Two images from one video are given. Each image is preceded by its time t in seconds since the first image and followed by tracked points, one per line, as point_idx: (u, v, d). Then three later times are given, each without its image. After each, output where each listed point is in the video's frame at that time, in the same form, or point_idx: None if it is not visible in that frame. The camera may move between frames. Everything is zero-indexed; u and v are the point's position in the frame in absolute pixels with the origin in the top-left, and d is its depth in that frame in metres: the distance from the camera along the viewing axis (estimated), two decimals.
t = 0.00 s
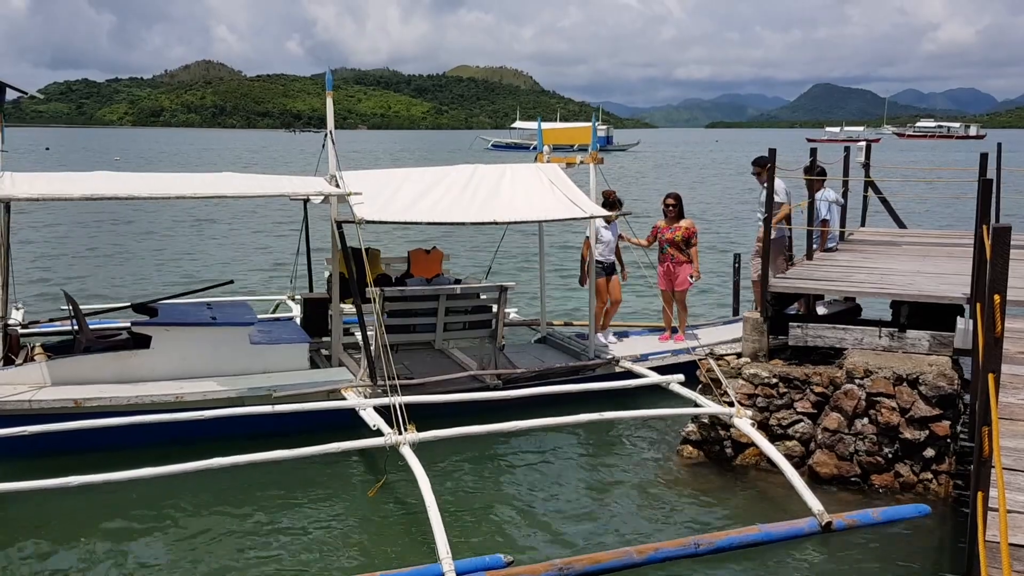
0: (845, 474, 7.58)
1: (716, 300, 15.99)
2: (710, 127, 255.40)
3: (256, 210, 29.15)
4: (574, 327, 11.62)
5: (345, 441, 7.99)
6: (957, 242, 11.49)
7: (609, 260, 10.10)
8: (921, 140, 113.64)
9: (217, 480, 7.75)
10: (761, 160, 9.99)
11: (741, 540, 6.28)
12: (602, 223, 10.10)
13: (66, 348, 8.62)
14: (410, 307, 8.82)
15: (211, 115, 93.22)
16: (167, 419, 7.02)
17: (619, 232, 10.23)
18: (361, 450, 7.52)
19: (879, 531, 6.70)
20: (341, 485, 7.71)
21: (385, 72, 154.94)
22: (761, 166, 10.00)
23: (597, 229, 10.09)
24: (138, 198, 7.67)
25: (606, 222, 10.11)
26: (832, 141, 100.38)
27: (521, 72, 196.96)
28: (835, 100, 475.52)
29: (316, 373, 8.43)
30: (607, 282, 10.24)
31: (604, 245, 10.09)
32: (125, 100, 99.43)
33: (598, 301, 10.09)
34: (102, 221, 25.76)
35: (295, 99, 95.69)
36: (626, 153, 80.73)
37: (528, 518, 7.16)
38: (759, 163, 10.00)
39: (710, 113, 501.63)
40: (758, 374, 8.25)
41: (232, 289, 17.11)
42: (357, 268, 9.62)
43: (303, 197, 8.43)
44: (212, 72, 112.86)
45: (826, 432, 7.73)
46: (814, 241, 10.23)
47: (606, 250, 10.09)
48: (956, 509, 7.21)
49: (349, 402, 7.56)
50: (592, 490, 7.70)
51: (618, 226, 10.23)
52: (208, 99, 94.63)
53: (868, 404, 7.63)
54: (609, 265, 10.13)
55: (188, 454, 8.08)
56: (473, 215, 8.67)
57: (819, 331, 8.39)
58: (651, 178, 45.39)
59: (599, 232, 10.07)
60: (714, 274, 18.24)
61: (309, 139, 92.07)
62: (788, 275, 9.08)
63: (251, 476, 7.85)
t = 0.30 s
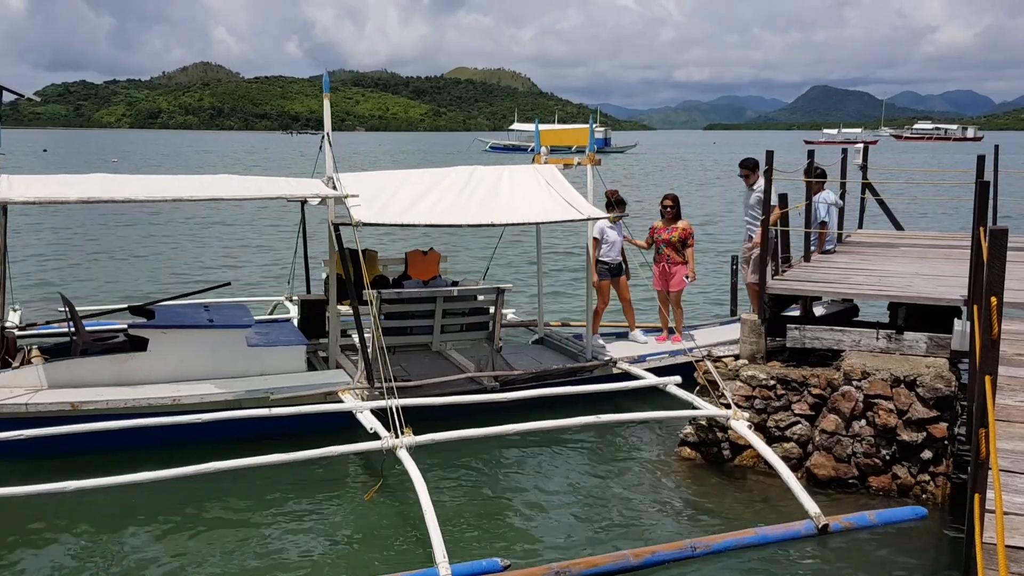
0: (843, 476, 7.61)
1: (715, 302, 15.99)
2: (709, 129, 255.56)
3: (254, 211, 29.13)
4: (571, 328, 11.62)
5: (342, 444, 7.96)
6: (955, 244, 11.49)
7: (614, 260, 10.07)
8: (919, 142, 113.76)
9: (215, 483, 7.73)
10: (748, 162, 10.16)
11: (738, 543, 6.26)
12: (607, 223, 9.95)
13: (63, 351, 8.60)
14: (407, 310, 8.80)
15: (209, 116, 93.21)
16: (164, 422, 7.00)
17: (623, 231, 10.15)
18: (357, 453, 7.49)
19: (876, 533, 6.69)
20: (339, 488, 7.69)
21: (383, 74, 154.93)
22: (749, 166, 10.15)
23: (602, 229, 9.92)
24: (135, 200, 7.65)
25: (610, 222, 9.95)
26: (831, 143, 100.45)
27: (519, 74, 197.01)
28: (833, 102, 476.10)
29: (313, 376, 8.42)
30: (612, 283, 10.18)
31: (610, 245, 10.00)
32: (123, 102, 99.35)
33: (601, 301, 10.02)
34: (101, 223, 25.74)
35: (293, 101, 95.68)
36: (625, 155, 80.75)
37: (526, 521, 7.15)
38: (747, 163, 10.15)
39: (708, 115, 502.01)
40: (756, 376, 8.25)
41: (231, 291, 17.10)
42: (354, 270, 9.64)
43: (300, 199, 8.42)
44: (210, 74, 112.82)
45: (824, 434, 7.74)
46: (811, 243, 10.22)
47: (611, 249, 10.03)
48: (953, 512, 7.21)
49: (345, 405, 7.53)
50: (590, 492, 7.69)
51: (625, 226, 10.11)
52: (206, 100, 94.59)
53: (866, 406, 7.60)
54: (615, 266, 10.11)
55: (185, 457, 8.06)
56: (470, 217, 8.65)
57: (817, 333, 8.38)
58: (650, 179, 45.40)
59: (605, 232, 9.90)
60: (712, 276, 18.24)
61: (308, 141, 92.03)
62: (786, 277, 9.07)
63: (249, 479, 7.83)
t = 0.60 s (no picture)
0: (840, 477, 7.61)
1: (712, 303, 15.99)
2: (706, 130, 255.78)
3: (251, 212, 29.09)
4: (568, 329, 11.63)
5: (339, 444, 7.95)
6: (951, 245, 11.51)
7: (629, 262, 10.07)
8: (916, 143, 113.99)
9: (212, 484, 7.71)
10: (738, 165, 9.84)
11: (735, 544, 6.26)
12: (618, 224, 9.95)
13: (59, 352, 8.58)
14: (404, 311, 8.79)
15: (207, 118, 93.18)
16: (160, 423, 6.98)
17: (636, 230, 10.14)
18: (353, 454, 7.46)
19: (872, 534, 6.69)
20: (336, 489, 7.68)
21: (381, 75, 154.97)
22: (740, 169, 9.84)
23: (614, 231, 9.94)
24: (132, 201, 7.64)
25: (621, 223, 9.98)
26: (828, 144, 100.50)
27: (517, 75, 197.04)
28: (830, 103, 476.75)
29: (310, 376, 8.41)
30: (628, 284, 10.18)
31: (623, 246, 10.00)
32: (120, 102, 99.20)
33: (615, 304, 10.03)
34: (98, 224, 25.70)
35: (290, 102, 95.63)
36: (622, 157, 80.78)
37: (523, 522, 7.14)
38: (738, 167, 9.83)
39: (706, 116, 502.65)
40: (753, 377, 8.24)
41: (228, 292, 17.09)
42: (351, 270, 9.70)
43: (297, 200, 8.42)
44: (207, 75, 112.71)
45: (821, 435, 7.74)
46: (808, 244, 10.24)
47: (626, 251, 10.02)
48: (950, 513, 7.23)
49: (342, 406, 7.51)
50: (588, 493, 7.68)
51: (638, 226, 10.03)
52: (203, 101, 94.54)
53: (863, 407, 7.59)
54: (630, 268, 10.10)
55: (182, 458, 8.04)
56: (467, 219, 8.64)
57: (814, 334, 8.39)
58: (647, 182, 45.39)
59: (617, 233, 9.93)
60: (709, 277, 18.25)
61: (305, 142, 91.98)
62: (783, 278, 9.08)
63: (245, 480, 7.81)
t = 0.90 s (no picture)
0: (839, 480, 7.59)
1: (710, 306, 16.00)
2: (705, 134, 255.93)
3: (250, 215, 29.08)
4: (567, 332, 11.62)
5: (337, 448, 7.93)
6: (950, 249, 11.52)
7: (632, 264, 10.05)
8: (915, 146, 114.15)
9: (211, 486, 7.69)
10: (727, 170, 9.81)
11: (734, 547, 6.22)
12: (625, 225, 9.98)
13: (58, 354, 8.56)
14: (402, 313, 8.78)
15: (206, 120, 93.20)
16: (158, 425, 6.97)
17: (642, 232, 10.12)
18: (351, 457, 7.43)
19: (870, 538, 6.68)
20: (334, 492, 7.66)
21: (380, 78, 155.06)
22: (727, 175, 9.80)
23: (619, 232, 10.00)
24: (130, 203, 7.64)
25: (628, 225, 10.00)
26: (827, 147, 100.59)
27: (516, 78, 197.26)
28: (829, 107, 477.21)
29: (308, 379, 8.41)
30: (631, 286, 10.19)
31: (627, 248, 10.01)
32: (119, 105, 99.16)
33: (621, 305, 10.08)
34: (96, 227, 25.67)
35: (290, 105, 95.65)
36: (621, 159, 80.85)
37: (521, 525, 7.13)
38: (725, 172, 9.80)
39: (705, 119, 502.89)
40: (752, 381, 8.24)
41: (227, 294, 17.09)
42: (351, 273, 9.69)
43: (296, 203, 8.43)
44: (206, 77, 112.75)
45: (820, 438, 7.73)
46: (807, 247, 10.20)
47: (629, 253, 10.02)
48: (949, 517, 7.21)
49: (341, 409, 7.50)
50: (586, 496, 7.67)
51: (645, 228, 10.07)
52: (202, 103, 94.61)
53: (862, 410, 7.59)
54: (633, 270, 10.09)
55: (180, 460, 8.02)
56: (466, 221, 8.66)
57: (813, 338, 8.38)
58: (646, 185, 45.41)
59: (621, 234, 9.97)
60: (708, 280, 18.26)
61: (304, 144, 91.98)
62: (782, 282, 9.08)
63: (243, 482, 7.79)
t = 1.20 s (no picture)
0: (837, 481, 7.62)
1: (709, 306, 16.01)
2: (703, 135, 256.06)
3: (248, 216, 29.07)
4: (565, 333, 11.63)
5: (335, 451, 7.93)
6: (948, 250, 11.52)
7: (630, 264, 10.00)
8: (912, 147, 114.24)
9: (209, 490, 7.69)
10: (717, 171, 9.74)
11: (730, 551, 6.24)
12: (623, 226, 9.91)
13: (56, 356, 8.56)
14: (400, 315, 8.78)
15: (204, 122, 93.19)
16: (155, 429, 6.96)
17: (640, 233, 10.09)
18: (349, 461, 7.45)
19: (867, 540, 6.68)
20: (332, 496, 7.65)
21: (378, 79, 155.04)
22: (718, 176, 9.72)
23: (617, 232, 9.92)
24: (127, 206, 7.62)
25: (626, 225, 9.93)
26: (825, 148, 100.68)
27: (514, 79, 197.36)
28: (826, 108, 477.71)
29: (305, 382, 8.40)
30: (629, 286, 10.20)
31: (625, 247, 9.96)
32: (117, 106, 99.17)
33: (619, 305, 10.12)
34: (93, 228, 25.65)
35: (288, 107, 95.64)
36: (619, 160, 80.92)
37: (518, 527, 7.15)
38: (716, 172, 9.76)
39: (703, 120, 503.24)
40: (750, 382, 8.24)
41: (225, 296, 17.10)
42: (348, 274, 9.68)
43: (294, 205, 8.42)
44: (204, 78, 112.72)
45: (818, 439, 7.73)
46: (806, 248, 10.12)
47: (627, 252, 9.97)
48: (947, 518, 7.23)
49: (337, 412, 7.50)
50: (585, 499, 7.67)
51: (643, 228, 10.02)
52: (200, 105, 94.62)
53: (860, 411, 7.59)
54: (632, 270, 10.04)
55: (178, 463, 8.01)
56: (463, 223, 8.65)
57: (811, 338, 8.38)
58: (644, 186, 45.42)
59: (620, 234, 9.89)
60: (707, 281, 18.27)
61: (302, 145, 91.99)
62: (780, 283, 9.08)
63: (242, 486, 7.78)
